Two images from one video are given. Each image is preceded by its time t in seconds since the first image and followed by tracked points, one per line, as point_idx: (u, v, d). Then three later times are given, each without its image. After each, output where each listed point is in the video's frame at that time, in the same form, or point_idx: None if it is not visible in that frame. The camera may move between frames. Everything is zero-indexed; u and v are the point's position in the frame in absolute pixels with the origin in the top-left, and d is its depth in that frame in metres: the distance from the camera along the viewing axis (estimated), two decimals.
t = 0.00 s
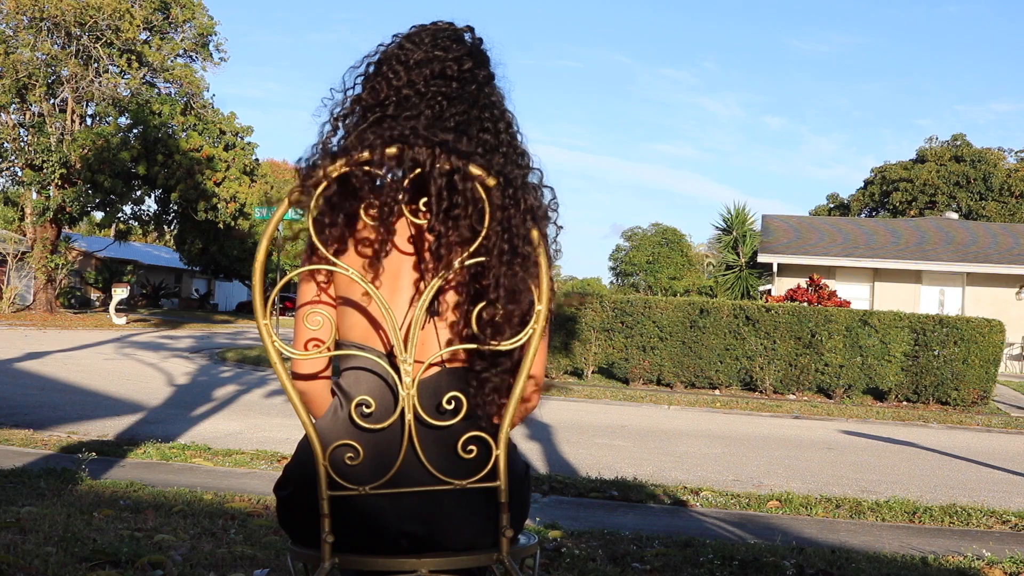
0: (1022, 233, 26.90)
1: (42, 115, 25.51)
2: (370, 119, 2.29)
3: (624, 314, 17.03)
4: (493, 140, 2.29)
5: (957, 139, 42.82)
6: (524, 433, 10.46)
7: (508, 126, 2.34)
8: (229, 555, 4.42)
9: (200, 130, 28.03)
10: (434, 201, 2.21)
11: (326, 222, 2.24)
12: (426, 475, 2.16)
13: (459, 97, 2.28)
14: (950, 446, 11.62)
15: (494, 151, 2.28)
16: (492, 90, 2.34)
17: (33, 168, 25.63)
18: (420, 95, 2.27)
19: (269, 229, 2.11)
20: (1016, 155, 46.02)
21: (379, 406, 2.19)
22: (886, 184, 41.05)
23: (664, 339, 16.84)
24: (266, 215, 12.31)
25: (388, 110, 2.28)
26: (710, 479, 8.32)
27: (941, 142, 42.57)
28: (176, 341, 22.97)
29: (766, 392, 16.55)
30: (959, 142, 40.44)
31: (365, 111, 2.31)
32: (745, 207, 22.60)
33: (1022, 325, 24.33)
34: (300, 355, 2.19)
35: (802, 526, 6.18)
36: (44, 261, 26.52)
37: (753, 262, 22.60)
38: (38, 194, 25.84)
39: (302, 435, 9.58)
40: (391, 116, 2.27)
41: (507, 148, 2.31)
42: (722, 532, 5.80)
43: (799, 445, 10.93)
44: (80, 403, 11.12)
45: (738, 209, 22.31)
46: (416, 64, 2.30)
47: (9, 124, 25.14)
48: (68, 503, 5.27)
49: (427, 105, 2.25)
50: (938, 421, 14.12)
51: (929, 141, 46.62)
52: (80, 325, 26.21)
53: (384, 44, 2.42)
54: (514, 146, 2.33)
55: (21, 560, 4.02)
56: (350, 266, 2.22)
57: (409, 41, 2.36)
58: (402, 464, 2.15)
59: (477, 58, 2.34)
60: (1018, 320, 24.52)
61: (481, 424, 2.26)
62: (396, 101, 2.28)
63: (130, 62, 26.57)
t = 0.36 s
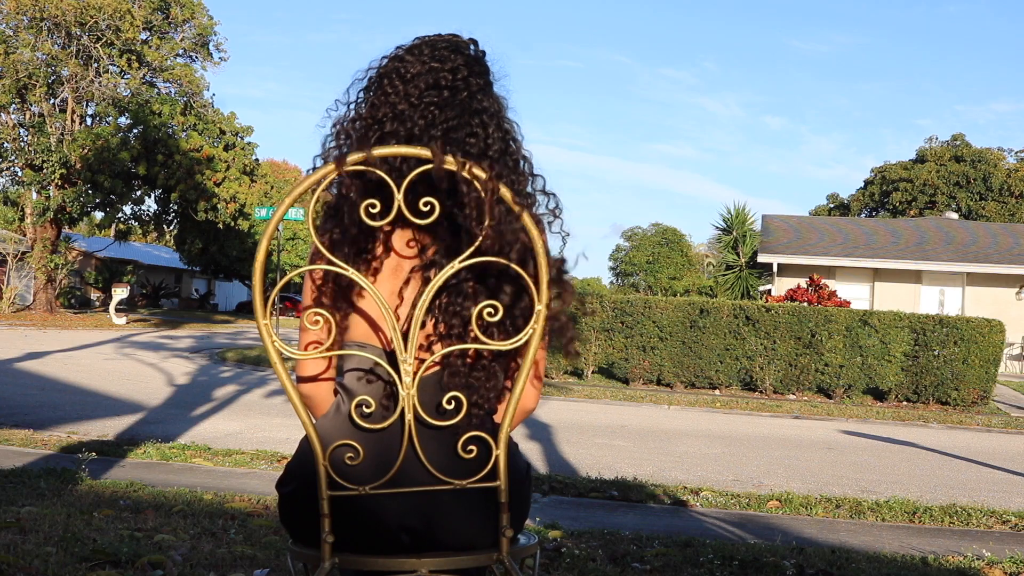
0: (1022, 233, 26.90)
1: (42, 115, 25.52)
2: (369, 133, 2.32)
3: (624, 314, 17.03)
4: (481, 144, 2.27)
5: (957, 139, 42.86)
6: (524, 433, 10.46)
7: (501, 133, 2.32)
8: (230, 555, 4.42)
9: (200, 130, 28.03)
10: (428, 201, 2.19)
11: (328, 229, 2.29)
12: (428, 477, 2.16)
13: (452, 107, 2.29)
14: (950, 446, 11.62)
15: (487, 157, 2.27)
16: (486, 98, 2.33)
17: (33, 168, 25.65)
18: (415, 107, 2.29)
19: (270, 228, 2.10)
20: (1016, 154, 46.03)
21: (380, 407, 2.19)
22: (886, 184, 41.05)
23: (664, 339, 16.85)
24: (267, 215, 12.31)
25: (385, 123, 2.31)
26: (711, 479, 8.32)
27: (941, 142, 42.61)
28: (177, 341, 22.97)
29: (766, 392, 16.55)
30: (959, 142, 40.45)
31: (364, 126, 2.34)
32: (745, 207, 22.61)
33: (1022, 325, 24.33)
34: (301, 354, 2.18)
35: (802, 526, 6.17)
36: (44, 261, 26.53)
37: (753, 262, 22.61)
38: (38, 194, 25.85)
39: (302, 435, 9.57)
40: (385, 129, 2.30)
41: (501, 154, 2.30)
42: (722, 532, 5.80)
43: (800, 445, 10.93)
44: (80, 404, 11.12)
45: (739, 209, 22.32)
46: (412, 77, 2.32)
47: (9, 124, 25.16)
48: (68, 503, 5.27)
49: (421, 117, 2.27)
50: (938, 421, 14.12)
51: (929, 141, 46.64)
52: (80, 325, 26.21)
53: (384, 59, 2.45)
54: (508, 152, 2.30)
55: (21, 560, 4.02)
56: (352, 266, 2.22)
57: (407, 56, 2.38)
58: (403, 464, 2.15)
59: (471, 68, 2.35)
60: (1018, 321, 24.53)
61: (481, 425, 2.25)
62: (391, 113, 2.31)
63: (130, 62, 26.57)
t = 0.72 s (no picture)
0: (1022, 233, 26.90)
1: (42, 115, 25.51)
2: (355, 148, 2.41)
3: (624, 314, 17.04)
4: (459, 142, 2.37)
5: (957, 138, 42.87)
6: (524, 433, 10.46)
7: (479, 133, 2.43)
8: (229, 555, 4.42)
9: (200, 130, 28.00)
10: (429, 200, 2.19)
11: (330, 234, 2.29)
12: (428, 477, 2.16)
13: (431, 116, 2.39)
14: (950, 446, 11.61)
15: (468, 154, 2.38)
16: (461, 101, 2.42)
17: (33, 168, 25.65)
18: (395, 120, 2.38)
19: (270, 228, 2.10)
20: (1016, 154, 46.05)
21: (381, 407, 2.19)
22: (886, 184, 41.05)
23: (664, 339, 16.85)
24: (267, 215, 12.32)
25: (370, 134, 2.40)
26: (711, 479, 8.32)
27: (941, 142, 42.60)
28: (177, 341, 22.96)
29: (766, 392, 16.55)
30: (959, 142, 40.46)
31: (347, 141, 2.43)
32: (745, 207, 22.61)
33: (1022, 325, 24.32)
34: (301, 354, 2.18)
35: (802, 526, 6.17)
36: (44, 262, 26.52)
37: (753, 262, 22.61)
38: (38, 194, 25.84)
39: (302, 435, 9.57)
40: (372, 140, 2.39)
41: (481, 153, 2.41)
42: (722, 532, 5.80)
43: (800, 445, 10.93)
44: (80, 403, 11.12)
45: (738, 209, 22.31)
46: (389, 90, 2.42)
47: (9, 124, 25.16)
48: (68, 503, 5.27)
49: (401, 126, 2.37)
50: (938, 421, 14.12)
51: (929, 141, 46.64)
52: (80, 325, 26.20)
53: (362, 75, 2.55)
54: (488, 148, 2.42)
55: (21, 560, 4.01)
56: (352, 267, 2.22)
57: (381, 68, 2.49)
58: (403, 464, 2.15)
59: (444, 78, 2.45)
60: (1017, 321, 24.52)
61: (482, 426, 2.25)
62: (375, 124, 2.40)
63: (130, 62, 26.56)
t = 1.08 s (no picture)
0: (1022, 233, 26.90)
1: (42, 115, 25.53)
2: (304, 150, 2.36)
3: (624, 315, 17.06)
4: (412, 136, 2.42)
5: (956, 138, 42.90)
6: (524, 433, 10.46)
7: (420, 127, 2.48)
8: (229, 555, 4.42)
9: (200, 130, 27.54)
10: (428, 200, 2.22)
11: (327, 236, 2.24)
12: (427, 475, 2.16)
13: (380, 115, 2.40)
14: (950, 446, 11.60)
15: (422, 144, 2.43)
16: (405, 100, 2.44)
17: (33, 168, 25.66)
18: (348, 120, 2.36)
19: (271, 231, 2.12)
20: (1016, 154, 46.09)
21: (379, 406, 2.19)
22: (886, 184, 41.08)
23: (664, 339, 16.85)
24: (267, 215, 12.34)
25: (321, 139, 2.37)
26: (710, 479, 8.32)
27: (941, 142, 42.63)
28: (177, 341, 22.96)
29: (766, 392, 16.53)
30: (959, 142, 40.50)
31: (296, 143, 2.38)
32: (745, 207, 22.62)
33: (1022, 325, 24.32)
34: (300, 354, 2.17)
35: (802, 526, 6.17)
36: (44, 262, 26.52)
37: (753, 262, 22.61)
38: (38, 194, 25.87)
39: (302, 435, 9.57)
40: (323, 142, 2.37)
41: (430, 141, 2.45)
42: (722, 532, 5.80)
43: (800, 445, 10.93)
44: (80, 403, 11.12)
45: (738, 209, 22.32)
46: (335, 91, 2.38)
47: (9, 124, 25.18)
48: (68, 503, 5.27)
49: (380, 125, 2.38)
50: (938, 421, 14.12)
51: (929, 142, 46.65)
52: (80, 325, 26.21)
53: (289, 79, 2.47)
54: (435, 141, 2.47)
55: (21, 560, 4.01)
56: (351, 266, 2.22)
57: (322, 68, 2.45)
58: (401, 464, 2.15)
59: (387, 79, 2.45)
60: (1018, 321, 24.51)
61: (481, 426, 2.24)
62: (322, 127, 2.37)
63: (130, 62, 26.59)
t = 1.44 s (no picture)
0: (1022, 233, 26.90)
1: (42, 115, 25.51)
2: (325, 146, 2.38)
3: (624, 314, 17.07)
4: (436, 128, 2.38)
5: (956, 138, 42.89)
6: (524, 433, 10.46)
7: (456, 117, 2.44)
8: (229, 555, 4.42)
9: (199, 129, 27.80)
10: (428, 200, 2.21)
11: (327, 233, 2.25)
12: (426, 476, 2.16)
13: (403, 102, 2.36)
14: (950, 446, 11.60)
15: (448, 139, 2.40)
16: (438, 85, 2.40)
17: (33, 168, 25.61)
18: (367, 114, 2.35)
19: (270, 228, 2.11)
20: (1016, 155, 46.08)
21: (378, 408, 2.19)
22: (886, 184, 41.06)
23: (664, 339, 16.86)
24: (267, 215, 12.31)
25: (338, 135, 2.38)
26: (711, 479, 8.31)
27: (941, 142, 42.63)
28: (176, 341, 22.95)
29: (766, 392, 16.53)
30: (959, 142, 40.50)
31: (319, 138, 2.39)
32: (745, 207, 22.62)
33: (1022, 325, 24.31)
34: (299, 355, 2.17)
35: (802, 526, 6.17)
36: (44, 262, 26.49)
37: (753, 262, 22.60)
38: (38, 194, 25.85)
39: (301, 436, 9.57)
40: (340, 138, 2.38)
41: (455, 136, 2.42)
42: (722, 532, 5.80)
43: (799, 445, 10.93)
44: (80, 403, 11.12)
45: (738, 209, 22.31)
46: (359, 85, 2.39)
47: (9, 124, 25.16)
48: (68, 503, 5.27)
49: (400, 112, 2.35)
50: (938, 421, 14.12)
51: (929, 141, 46.65)
52: (80, 325, 26.20)
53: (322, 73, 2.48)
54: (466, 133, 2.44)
55: (21, 560, 4.01)
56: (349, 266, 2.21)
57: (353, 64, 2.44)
58: (401, 463, 2.15)
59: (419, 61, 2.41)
60: (1018, 321, 24.51)
61: (481, 424, 2.24)
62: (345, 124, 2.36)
63: (130, 61, 26.57)
